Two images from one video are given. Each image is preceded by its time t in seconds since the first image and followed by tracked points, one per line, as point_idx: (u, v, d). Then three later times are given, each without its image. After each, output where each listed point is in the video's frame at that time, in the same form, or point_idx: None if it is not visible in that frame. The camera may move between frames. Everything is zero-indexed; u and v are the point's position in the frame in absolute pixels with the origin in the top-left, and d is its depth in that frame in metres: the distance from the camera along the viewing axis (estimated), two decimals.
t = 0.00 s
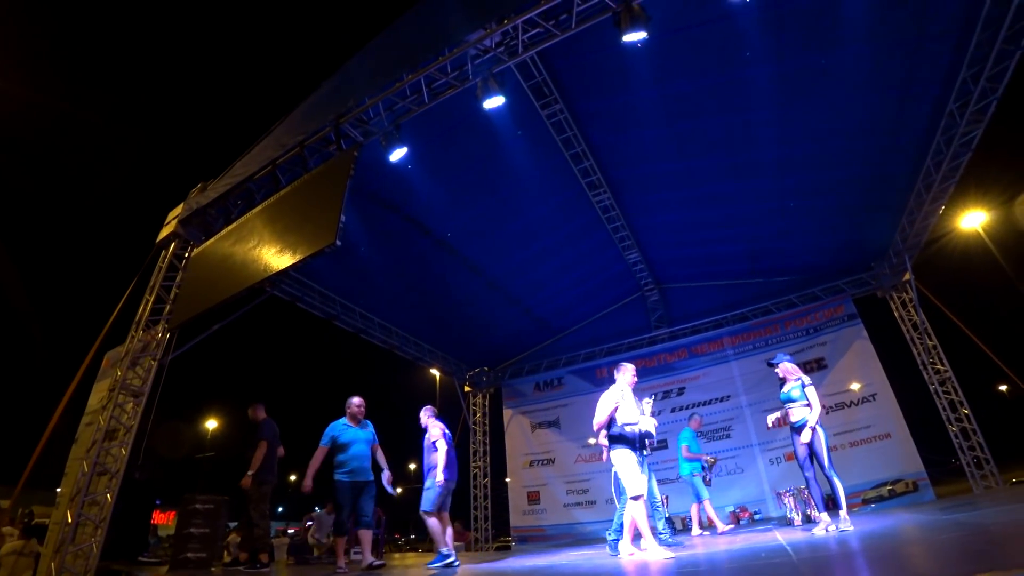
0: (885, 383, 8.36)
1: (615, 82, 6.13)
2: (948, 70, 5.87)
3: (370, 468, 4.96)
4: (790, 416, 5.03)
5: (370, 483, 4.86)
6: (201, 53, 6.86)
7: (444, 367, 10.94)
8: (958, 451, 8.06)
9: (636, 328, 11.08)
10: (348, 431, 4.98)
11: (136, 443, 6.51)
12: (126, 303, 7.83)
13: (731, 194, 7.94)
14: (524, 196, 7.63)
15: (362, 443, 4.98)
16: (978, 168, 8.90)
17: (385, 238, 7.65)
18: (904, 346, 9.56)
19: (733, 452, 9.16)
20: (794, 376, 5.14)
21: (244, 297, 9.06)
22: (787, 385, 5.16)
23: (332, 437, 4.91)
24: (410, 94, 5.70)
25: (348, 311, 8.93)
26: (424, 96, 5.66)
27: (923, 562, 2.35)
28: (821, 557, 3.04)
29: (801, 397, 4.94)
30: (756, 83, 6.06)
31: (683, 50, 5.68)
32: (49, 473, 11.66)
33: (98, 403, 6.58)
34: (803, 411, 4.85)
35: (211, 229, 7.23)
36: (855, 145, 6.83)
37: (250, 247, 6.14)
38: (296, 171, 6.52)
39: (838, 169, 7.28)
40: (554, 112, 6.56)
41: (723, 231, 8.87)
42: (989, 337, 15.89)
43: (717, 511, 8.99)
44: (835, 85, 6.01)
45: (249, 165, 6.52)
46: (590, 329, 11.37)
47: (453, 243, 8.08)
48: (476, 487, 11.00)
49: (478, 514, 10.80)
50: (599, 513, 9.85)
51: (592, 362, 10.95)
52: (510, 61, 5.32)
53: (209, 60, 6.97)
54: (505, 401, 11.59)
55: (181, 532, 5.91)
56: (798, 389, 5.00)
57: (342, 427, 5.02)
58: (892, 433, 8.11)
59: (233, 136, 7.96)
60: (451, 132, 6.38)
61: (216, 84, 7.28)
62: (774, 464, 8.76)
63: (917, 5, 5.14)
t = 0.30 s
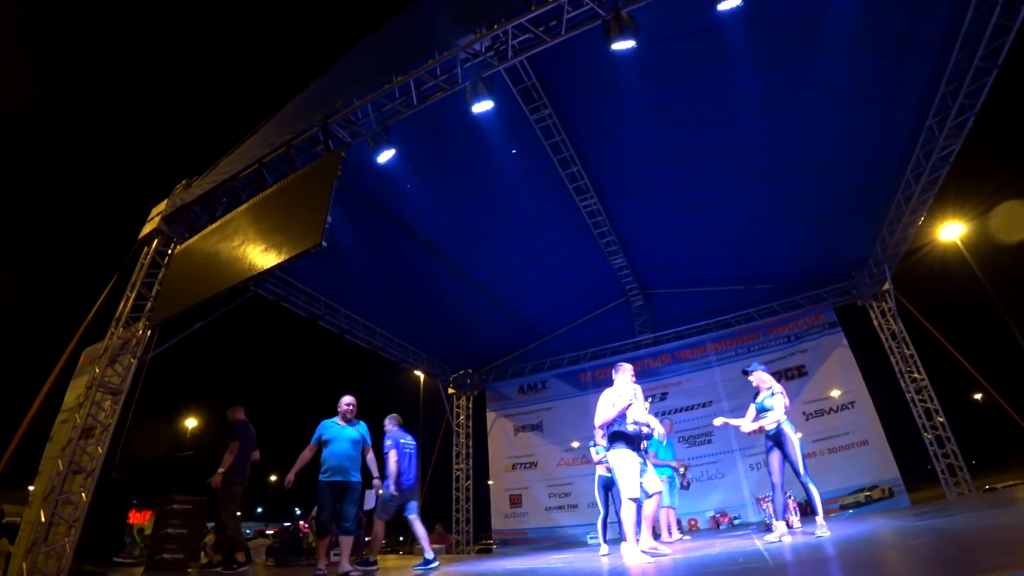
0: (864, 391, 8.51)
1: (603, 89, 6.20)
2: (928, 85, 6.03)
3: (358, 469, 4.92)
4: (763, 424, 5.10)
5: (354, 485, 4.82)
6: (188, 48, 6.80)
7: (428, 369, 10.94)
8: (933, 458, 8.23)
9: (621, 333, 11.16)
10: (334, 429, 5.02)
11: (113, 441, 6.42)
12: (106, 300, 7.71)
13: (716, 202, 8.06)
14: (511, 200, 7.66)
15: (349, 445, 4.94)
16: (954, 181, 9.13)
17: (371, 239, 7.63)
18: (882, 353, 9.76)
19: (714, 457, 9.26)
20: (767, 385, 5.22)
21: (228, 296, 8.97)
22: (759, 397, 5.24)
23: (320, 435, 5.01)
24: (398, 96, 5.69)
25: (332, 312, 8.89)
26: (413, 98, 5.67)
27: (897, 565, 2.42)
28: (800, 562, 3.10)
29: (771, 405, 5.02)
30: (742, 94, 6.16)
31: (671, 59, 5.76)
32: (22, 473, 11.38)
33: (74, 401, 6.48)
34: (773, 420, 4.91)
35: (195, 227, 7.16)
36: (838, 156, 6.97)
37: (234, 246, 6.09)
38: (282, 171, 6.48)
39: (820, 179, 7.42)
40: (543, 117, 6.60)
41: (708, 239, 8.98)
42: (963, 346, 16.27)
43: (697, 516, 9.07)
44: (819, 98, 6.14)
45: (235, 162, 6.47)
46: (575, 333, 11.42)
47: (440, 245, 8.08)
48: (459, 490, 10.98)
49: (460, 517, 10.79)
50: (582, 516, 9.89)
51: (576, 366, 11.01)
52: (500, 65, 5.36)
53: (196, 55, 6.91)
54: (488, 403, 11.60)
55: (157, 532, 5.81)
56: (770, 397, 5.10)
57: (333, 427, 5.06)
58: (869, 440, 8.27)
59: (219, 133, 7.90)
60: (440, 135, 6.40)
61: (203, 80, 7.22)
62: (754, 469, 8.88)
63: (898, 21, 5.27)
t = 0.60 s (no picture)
0: (834, 400, 8.72)
1: (589, 96, 6.28)
2: (904, 106, 6.23)
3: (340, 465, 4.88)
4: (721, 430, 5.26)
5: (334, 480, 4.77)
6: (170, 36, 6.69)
7: (406, 368, 10.91)
8: (898, 466, 8.48)
9: (599, 337, 11.27)
10: (318, 424, 4.98)
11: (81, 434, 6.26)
12: (76, 289, 7.53)
13: (697, 212, 8.20)
14: (496, 202, 7.71)
15: (332, 441, 4.90)
16: (925, 198, 9.44)
17: (353, 235, 7.60)
18: (852, 363, 10.03)
19: (687, 461, 9.39)
20: (723, 392, 5.38)
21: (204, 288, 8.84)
22: (718, 403, 5.40)
23: (304, 431, 5.00)
24: (385, 93, 5.68)
25: (311, 308, 8.82)
26: (399, 95, 5.64)
27: (862, 569, 2.51)
28: (765, 563, 3.20)
29: (728, 412, 5.18)
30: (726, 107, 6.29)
31: (657, 69, 5.85)
32: None
33: (41, 391, 6.33)
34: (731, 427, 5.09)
35: (173, 216, 7.04)
36: (816, 171, 7.16)
37: (213, 238, 6.01)
38: (264, 163, 6.42)
39: (798, 193, 7.61)
40: (528, 120, 6.65)
41: (688, 247, 9.12)
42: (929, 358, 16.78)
43: (669, 519, 9.18)
44: (800, 114, 6.29)
45: (216, 153, 6.38)
46: (555, 336, 11.50)
47: (422, 244, 8.08)
48: (433, 489, 10.96)
49: (434, 516, 10.78)
50: (556, 517, 9.95)
51: (554, 368, 11.10)
52: (488, 66, 5.39)
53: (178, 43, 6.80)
54: (465, 404, 11.60)
55: (124, 528, 5.65)
56: (727, 405, 5.25)
57: (318, 422, 5.02)
58: (838, 448, 8.48)
59: (199, 123, 7.78)
60: (425, 134, 6.42)
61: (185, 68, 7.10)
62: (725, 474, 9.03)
63: (878, 41, 5.43)
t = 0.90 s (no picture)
0: (803, 400, 8.94)
1: (571, 94, 6.30)
2: (877, 117, 6.40)
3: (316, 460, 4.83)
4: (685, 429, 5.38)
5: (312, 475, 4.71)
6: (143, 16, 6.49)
7: (381, 362, 10.85)
8: (862, 465, 8.73)
9: (575, 334, 11.36)
10: (298, 416, 4.87)
11: (43, 426, 5.95)
12: (40, 274, 7.28)
13: (674, 213, 8.31)
14: (475, 197, 7.70)
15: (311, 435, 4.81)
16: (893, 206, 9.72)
17: (330, 227, 7.51)
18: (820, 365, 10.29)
19: (659, 458, 9.54)
20: (685, 392, 5.50)
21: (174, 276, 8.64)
22: (680, 403, 5.51)
23: (283, 421, 4.85)
24: (365, 83, 5.66)
25: (285, 299, 8.69)
26: (380, 86, 5.64)
27: (824, 563, 2.59)
28: (732, 558, 3.28)
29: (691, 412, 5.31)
30: (705, 110, 6.38)
31: (639, 70, 5.90)
32: None
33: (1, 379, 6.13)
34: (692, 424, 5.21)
35: (144, 202, 6.85)
36: (791, 176, 7.32)
37: (185, 225, 5.87)
38: (240, 151, 6.29)
39: (773, 197, 7.77)
40: (509, 116, 6.65)
41: (665, 247, 9.24)
42: (894, 362, 17.32)
43: (640, 515, 9.30)
44: (776, 119, 6.42)
45: (190, 138, 6.23)
46: (531, 333, 11.54)
47: (399, 237, 8.03)
48: (406, 484, 10.91)
49: (407, 512, 10.75)
50: (529, 513, 10.00)
51: (529, 365, 11.15)
52: (470, 61, 5.39)
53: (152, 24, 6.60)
54: (440, 399, 11.58)
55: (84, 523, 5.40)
56: (689, 404, 5.36)
57: (295, 413, 4.94)
58: (805, 447, 8.70)
59: (172, 107, 7.57)
60: (406, 127, 6.37)
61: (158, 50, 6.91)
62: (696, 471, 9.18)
63: (853, 52, 5.56)
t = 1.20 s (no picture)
0: (780, 398, 9.11)
1: (555, 92, 6.33)
2: (855, 121, 6.54)
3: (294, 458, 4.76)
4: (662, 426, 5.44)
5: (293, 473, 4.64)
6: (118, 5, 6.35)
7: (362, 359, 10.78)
8: (837, 461, 8.92)
9: (556, 332, 11.42)
10: (285, 412, 4.70)
11: (13, 422, 5.84)
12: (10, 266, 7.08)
13: (655, 212, 8.40)
14: (458, 193, 7.68)
15: (294, 432, 4.69)
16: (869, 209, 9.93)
17: (310, 222, 7.44)
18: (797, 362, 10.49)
19: (640, 455, 9.64)
20: (663, 391, 5.62)
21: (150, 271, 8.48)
22: (657, 401, 5.61)
23: (265, 415, 4.59)
24: (347, 77, 5.61)
25: (265, 295, 8.59)
26: (362, 80, 5.60)
27: (798, 555, 2.65)
28: (710, 552, 3.33)
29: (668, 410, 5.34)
30: (687, 110, 6.45)
31: (623, 70, 5.94)
32: None
33: None
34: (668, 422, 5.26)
35: (120, 194, 6.70)
36: (770, 177, 7.44)
37: (162, 218, 5.76)
38: (219, 143, 6.19)
39: (752, 198, 7.88)
40: (493, 112, 6.64)
41: (646, 246, 9.33)
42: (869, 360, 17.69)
43: (621, 512, 9.40)
44: (755, 121, 6.52)
45: (168, 130, 6.12)
46: (513, 330, 11.56)
47: (380, 233, 7.97)
48: (387, 482, 10.88)
49: (388, 509, 10.71)
50: (511, 510, 10.04)
51: (510, 362, 11.18)
52: (454, 57, 5.39)
53: (127, 13, 6.46)
54: (421, 396, 11.54)
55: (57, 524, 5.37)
56: (666, 401, 5.40)
57: (274, 404, 4.72)
58: (783, 443, 8.87)
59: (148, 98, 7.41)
60: (387, 122, 6.33)
61: (133, 40, 6.75)
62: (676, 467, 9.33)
63: (832, 57, 5.68)
